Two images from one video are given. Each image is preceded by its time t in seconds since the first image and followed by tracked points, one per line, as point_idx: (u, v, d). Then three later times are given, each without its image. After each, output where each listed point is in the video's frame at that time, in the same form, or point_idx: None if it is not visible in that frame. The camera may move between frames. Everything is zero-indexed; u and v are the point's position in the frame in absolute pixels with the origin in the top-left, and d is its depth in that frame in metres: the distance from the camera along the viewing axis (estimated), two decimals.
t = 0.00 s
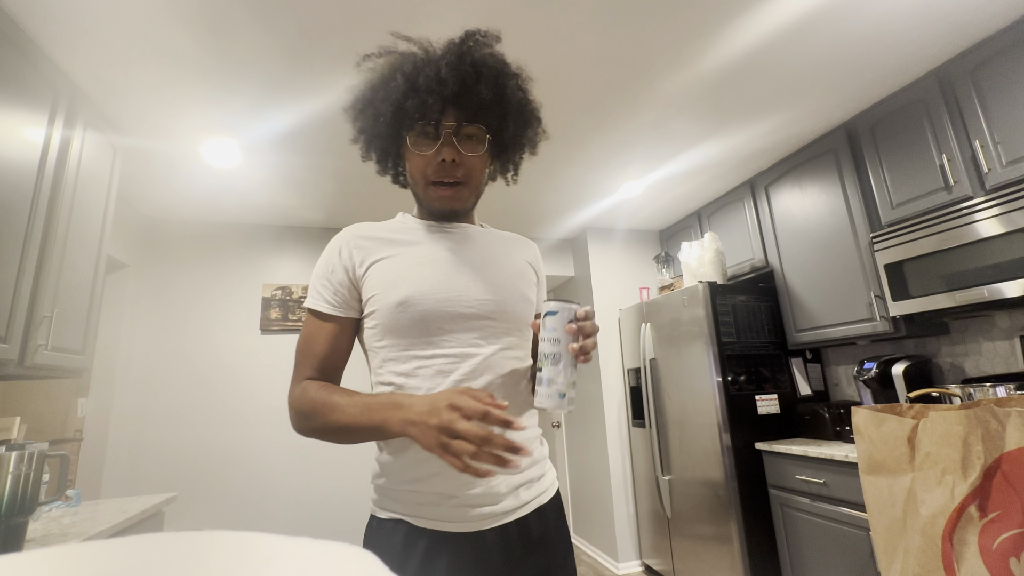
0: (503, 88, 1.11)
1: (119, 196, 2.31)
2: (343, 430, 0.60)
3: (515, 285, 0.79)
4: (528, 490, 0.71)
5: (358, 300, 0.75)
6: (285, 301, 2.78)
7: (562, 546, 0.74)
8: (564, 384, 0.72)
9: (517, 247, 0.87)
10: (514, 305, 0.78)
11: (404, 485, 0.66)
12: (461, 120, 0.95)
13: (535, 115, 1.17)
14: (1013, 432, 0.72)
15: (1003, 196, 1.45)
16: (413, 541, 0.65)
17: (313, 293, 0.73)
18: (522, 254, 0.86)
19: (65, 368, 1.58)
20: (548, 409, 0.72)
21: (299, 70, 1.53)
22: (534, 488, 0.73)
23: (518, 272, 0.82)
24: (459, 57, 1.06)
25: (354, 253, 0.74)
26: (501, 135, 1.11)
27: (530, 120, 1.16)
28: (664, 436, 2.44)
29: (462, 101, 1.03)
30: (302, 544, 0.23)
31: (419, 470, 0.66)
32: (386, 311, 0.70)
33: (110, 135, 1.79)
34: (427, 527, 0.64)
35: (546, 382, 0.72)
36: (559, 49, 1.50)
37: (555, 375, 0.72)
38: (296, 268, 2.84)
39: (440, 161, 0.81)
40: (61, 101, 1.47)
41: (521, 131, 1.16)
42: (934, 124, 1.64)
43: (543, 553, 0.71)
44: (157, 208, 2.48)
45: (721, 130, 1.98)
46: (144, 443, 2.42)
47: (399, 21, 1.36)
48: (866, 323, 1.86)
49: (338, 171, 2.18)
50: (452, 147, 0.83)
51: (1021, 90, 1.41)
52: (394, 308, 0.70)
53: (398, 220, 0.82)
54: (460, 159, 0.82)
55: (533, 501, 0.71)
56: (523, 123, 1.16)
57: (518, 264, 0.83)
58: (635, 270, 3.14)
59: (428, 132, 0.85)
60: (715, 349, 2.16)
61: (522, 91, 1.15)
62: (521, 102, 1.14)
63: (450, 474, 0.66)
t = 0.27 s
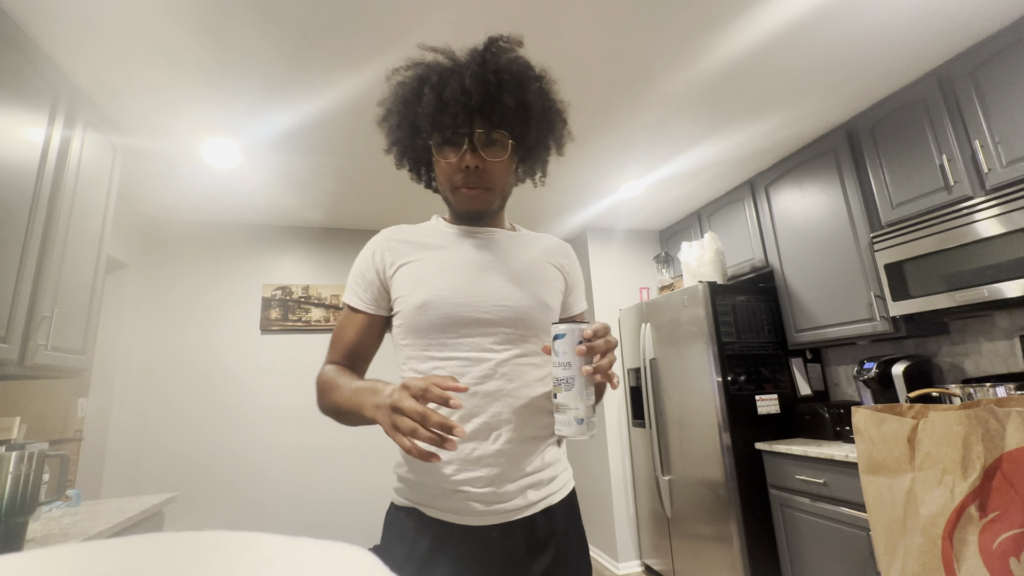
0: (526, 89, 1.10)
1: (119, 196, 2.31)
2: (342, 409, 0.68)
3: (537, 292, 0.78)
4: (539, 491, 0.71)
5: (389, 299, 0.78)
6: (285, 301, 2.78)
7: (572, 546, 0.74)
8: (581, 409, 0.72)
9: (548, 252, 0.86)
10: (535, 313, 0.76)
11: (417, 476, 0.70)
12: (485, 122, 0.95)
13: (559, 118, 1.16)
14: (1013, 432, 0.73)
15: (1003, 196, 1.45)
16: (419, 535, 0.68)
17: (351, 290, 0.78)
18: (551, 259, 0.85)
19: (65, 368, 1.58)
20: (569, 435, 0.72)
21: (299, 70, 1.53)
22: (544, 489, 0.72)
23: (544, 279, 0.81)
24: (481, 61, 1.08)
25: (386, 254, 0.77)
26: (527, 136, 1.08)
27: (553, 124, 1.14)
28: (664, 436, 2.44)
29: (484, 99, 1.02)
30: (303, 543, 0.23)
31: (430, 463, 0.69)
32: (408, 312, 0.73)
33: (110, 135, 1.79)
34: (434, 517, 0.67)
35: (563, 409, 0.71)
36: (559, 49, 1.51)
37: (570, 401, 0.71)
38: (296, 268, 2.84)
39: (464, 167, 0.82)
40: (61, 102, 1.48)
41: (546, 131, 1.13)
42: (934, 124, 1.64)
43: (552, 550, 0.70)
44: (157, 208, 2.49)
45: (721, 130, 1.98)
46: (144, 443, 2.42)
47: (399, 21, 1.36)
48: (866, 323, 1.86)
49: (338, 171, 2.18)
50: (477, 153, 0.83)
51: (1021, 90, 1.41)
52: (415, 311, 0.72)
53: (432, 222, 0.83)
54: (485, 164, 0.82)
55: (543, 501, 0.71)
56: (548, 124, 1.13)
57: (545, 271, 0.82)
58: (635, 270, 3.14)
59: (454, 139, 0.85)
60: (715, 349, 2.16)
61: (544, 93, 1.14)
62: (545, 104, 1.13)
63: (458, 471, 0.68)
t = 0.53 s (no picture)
0: (563, 104, 1.07)
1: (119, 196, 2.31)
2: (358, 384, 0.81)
3: (553, 302, 0.80)
4: (542, 492, 0.74)
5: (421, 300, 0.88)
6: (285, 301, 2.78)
7: (575, 541, 0.77)
8: (639, 414, 0.76)
9: (571, 263, 0.87)
10: (549, 324, 0.78)
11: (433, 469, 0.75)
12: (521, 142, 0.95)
13: (594, 132, 1.12)
14: (1013, 431, 0.72)
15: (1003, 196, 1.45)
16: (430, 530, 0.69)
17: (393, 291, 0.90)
18: (574, 272, 0.87)
19: (65, 368, 1.58)
20: (623, 437, 0.76)
21: (299, 70, 1.53)
22: (550, 490, 0.75)
23: (563, 290, 0.83)
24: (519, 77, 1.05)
25: (417, 261, 0.85)
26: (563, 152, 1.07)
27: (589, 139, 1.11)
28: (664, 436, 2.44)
29: (522, 120, 1.01)
30: (303, 542, 0.23)
31: (443, 460, 0.74)
32: (430, 318, 0.79)
33: (110, 135, 1.79)
34: (445, 508, 0.73)
35: (621, 410, 0.76)
36: (559, 49, 1.51)
37: (630, 402, 0.76)
38: (296, 268, 2.83)
39: (495, 183, 0.83)
40: (61, 101, 1.47)
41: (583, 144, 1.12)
42: (934, 124, 1.64)
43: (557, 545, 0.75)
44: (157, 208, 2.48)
45: (721, 130, 1.98)
46: (144, 443, 2.42)
47: (399, 21, 1.36)
48: (866, 323, 1.87)
49: (338, 170, 2.18)
50: (508, 169, 0.84)
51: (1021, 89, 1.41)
52: (435, 317, 0.78)
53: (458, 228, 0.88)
54: (515, 181, 0.84)
55: (546, 501, 0.74)
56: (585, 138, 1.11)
57: (564, 282, 0.84)
58: (636, 270, 3.14)
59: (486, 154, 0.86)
60: (715, 349, 2.16)
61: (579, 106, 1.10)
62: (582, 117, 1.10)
63: (467, 471, 0.72)
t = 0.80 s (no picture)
0: (575, 124, 1.08)
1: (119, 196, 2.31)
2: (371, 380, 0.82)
3: (560, 309, 0.81)
4: (549, 488, 0.76)
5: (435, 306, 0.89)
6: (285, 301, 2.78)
7: (578, 538, 0.77)
8: (699, 411, 0.82)
9: (577, 269, 0.88)
10: (557, 330, 0.79)
11: (445, 464, 0.77)
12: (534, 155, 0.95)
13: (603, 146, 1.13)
14: (1012, 432, 0.73)
15: (1003, 196, 1.45)
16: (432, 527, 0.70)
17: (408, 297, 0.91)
18: (580, 279, 0.87)
19: (65, 368, 1.58)
20: (688, 435, 0.82)
21: (299, 70, 1.53)
22: (556, 488, 0.77)
23: (570, 296, 0.84)
24: (533, 95, 1.06)
25: (430, 268, 0.87)
26: (573, 167, 1.08)
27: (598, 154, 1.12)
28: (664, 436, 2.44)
29: (537, 136, 1.01)
30: (303, 543, 0.23)
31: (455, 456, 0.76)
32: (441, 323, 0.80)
33: (110, 135, 1.79)
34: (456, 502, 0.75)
35: (683, 411, 0.82)
36: (559, 49, 1.50)
37: (690, 403, 0.82)
38: (296, 268, 2.83)
39: (508, 195, 0.85)
40: (61, 102, 1.47)
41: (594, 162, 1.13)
42: (934, 124, 1.64)
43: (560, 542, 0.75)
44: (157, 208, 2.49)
45: (721, 130, 1.98)
46: (144, 443, 2.42)
47: (399, 21, 1.36)
48: (866, 323, 1.87)
49: (338, 170, 2.18)
50: (520, 182, 0.85)
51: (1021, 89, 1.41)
52: (447, 323, 0.79)
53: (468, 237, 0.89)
54: (528, 194, 0.85)
55: (552, 498, 0.76)
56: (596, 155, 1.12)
57: (571, 289, 0.85)
58: (636, 270, 3.14)
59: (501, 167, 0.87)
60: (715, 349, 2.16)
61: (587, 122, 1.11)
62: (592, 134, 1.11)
63: (478, 467, 0.74)
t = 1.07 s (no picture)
0: (564, 151, 1.09)
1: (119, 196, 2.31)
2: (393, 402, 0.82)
3: (556, 322, 0.82)
4: (556, 484, 0.78)
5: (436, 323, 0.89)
6: (285, 301, 2.78)
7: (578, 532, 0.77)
8: (685, 411, 0.89)
9: (568, 280, 0.88)
10: (555, 345, 0.80)
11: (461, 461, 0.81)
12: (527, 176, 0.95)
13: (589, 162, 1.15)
14: (1012, 431, 0.74)
15: (1003, 196, 1.46)
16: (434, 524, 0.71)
17: (410, 315, 0.91)
18: (569, 288, 0.87)
19: (65, 368, 1.58)
20: (677, 433, 0.89)
21: (299, 70, 1.53)
22: (562, 482, 0.78)
23: (564, 309, 0.84)
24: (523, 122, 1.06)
25: (429, 288, 0.87)
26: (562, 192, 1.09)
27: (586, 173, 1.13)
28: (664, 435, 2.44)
29: (529, 160, 1.02)
30: (304, 543, 0.23)
31: (469, 455, 0.79)
32: (448, 344, 0.81)
33: (110, 135, 1.79)
34: (470, 497, 0.78)
35: (670, 411, 0.89)
36: (559, 49, 1.51)
37: (676, 404, 0.88)
38: (296, 268, 2.83)
39: (502, 212, 0.84)
40: (61, 102, 1.47)
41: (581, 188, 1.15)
42: (934, 124, 1.64)
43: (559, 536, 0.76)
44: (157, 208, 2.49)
45: (721, 130, 1.98)
46: (144, 443, 2.42)
47: (398, 21, 1.36)
48: (866, 323, 1.87)
49: (338, 170, 2.18)
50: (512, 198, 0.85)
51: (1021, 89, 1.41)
52: (453, 343, 0.80)
53: (466, 256, 0.90)
54: (520, 209, 0.84)
55: (558, 492, 0.77)
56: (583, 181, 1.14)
57: (564, 301, 0.85)
58: (636, 271, 3.14)
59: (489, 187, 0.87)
60: (715, 349, 2.16)
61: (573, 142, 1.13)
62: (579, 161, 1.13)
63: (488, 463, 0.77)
